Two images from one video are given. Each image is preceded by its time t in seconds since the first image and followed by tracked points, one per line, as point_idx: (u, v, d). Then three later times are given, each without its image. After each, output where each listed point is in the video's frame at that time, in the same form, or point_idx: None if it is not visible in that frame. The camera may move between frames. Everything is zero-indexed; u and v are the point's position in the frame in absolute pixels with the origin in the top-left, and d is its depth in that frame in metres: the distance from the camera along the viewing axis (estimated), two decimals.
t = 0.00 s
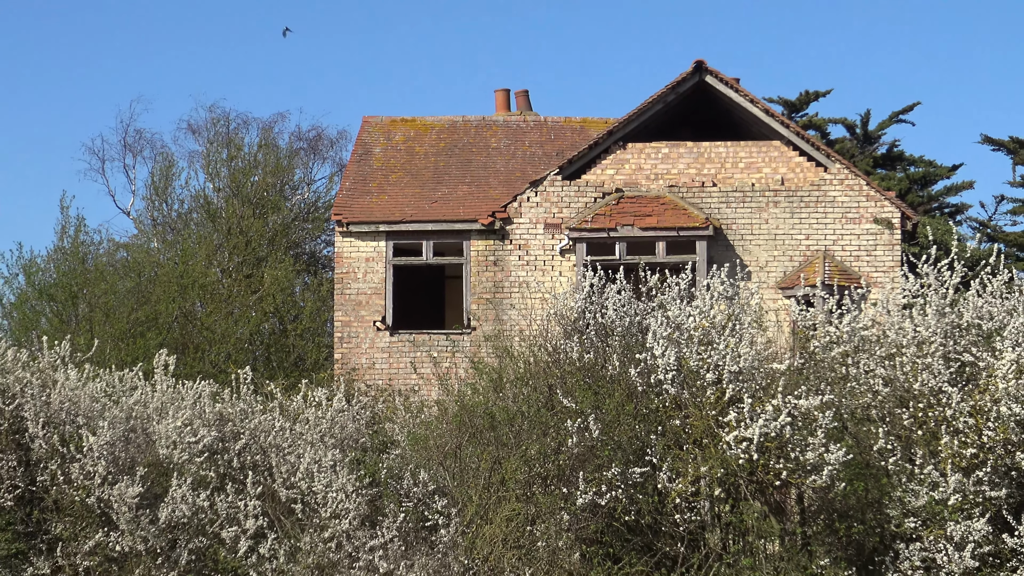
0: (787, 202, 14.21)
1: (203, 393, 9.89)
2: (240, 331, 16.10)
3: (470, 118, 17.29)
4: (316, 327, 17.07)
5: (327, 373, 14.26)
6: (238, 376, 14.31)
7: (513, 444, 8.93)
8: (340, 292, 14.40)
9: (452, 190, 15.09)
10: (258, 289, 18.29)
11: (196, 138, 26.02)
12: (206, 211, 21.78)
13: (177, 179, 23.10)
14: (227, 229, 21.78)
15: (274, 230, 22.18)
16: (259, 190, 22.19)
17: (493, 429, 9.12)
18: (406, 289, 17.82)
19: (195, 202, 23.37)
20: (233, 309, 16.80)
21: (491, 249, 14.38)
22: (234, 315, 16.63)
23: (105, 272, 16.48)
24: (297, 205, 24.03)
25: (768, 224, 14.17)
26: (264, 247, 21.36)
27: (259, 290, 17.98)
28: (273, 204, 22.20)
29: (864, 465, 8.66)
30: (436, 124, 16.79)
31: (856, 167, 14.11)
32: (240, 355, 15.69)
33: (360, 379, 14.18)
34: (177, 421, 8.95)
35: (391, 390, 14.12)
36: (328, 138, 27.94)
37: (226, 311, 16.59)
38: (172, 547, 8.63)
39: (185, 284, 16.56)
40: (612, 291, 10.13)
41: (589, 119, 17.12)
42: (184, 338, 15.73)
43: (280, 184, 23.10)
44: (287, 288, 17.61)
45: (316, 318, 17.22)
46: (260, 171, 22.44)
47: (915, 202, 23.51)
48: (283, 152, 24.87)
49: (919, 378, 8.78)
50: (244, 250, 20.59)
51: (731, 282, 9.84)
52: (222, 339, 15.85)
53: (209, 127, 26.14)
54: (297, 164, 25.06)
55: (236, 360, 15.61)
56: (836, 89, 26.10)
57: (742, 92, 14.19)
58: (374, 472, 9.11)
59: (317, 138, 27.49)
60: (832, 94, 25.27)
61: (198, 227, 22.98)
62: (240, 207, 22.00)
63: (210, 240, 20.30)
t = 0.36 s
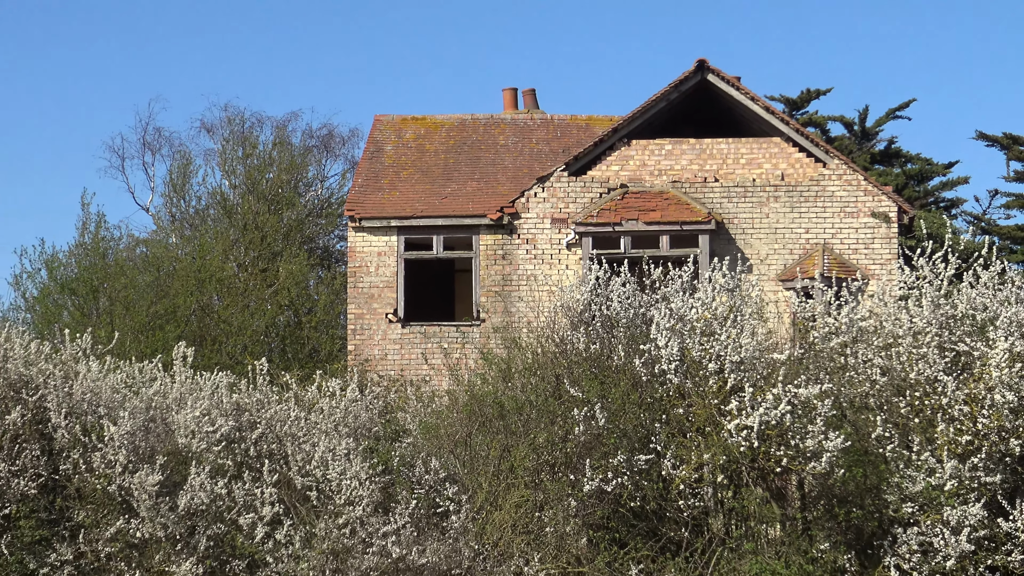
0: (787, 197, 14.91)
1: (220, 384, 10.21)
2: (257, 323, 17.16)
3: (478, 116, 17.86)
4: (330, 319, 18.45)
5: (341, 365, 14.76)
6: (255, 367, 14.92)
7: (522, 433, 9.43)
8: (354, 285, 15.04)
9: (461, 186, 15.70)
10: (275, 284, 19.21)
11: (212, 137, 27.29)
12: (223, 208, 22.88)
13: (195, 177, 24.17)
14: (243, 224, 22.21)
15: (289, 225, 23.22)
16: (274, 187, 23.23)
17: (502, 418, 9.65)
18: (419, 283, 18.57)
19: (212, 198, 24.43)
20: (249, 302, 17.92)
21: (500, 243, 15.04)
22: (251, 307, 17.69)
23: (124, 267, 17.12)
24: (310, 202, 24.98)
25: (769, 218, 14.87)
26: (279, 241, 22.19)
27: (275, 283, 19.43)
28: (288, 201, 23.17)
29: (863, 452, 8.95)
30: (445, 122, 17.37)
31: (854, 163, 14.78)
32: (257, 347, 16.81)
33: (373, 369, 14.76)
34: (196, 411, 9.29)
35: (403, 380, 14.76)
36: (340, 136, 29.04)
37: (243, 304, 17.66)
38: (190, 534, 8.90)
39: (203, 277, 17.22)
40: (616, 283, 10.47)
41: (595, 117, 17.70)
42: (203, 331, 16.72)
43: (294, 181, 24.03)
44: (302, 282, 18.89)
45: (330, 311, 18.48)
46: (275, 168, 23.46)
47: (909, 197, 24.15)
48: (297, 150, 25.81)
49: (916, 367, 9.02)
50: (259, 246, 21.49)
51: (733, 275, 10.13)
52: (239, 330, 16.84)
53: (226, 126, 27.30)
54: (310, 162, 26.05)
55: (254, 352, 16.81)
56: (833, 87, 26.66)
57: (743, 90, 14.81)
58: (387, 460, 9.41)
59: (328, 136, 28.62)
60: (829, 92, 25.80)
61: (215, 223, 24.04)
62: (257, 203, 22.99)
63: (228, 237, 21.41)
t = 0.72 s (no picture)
0: (789, 194, 15.42)
1: (240, 377, 10.52)
2: (276, 318, 18.43)
3: (490, 116, 18.78)
4: (346, 315, 19.14)
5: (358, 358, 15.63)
6: (276, 362, 15.75)
7: (532, 423, 9.84)
8: (369, 281, 15.92)
9: (473, 185, 16.57)
10: (291, 281, 20.29)
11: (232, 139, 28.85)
12: (243, 207, 24.44)
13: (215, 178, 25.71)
14: (261, 222, 24.20)
15: (306, 223, 24.83)
16: (292, 186, 24.86)
17: (513, 408, 10.11)
18: (432, 281, 19.75)
19: (232, 198, 25.95)
20: (268, 298, 19.19)
21: (511, 241, 15.78)
22: (269, 303, 18.97)
23: (147, 264, 18.72)
24: (327, 200, 26.43)
25: (771, 214, 15.39)
26: (297, 240, 24.34)
27: (293, 280, 20.63)
28: (305, 200, 24.87)
29: (864, 442, 9.25)
30: (458, 122, 18.28)
31: (854, 161, 15.28)
32: (274, 341, 17.96)
33: (389, 362, 15.61)
34: (216, 404, 9.54)
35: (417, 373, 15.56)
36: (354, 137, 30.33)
37: (262, 300, 18.93)
38: (211, 523, 9.16)
39: (222, 275, 18.83)
40: (624, 279, 10.75)
41: (602, 117, 18.60)
42: (222, 326, 17.92)
43: (310, 180, 25.49)
44: (319, 278, 19.91)
45: (346, 306, 19.20)
46: (292, 168, 24.97)
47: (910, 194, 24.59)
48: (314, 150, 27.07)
49: (915, 359, 9.30)
50: (279, 243, 23.61)
51: (737, 270, 10.46)
52: (258, 325, 18.06)
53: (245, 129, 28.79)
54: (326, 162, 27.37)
55: (271, 346, 17.86)
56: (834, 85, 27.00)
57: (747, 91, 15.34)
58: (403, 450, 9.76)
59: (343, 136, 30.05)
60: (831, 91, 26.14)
61: (235, 221, 25.53)
62: (275, 202, 24.58)
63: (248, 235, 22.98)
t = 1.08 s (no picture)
0: (786, 196, 15.89)
1: (254, 374, 10.92)
2: (288, 316, 18.91)
3: (496, 120, 19.20)
4: (356, 313, 19.71)
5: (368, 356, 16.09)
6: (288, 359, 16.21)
7: (538, 419, 10.06)
8: (379, 281, 16.35)
9: (479, 187, 17.00)
10: (302, 281, 20.96)
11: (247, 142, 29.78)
12: (256, 208, 25.32)
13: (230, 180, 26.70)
14: (273, 223, 24.81)
15: (318, 224, 25.49)
16: (304, 188, 25.64)
17: (519, 405, 10.29)
18: (441, 283, 20.13)
19: (247, 200, 26.89)
20: (280, 297, 19.54)
21: (517, 241, 16.25)
22: (282, 302, 19.35)
23: (163, 265, 19.59)
24: (338, 202, 27.16)
25: (769, 216, 15.86)
26: (308, 240, 24.83)
27: (305, 279, 20.98)
28: (316, 202, 25.54)
29: (859, 437, 9.43)
30: (465, 127, 18.73)
31: (849, 163, 15.74)
32: (287, 339, 18.56)
33: (398, 360, 16.04)
34: (230, 400, 9.93)
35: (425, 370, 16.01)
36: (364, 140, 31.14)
37: (275, 299, 19.25)
38: (226, 515, 9.44)
39: (236, 275, 19.41)
40: (626, 279, 11.10)
41: (605, 121, 18.98)
42: (236, 324, 18.62)
43: (322, 183, 26.33)
44: (331, 278, 20.18)
45: (356, 305, 19.86)
46: (304, 171, 25.87)
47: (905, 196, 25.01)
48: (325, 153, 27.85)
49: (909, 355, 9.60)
50: (290, 244, 24.01)
51: (735, 270, 10.79)
52: (271, 323, 18.64)
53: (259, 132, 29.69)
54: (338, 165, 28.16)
55: (284, 343, 18.47)
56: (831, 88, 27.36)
57: (744, 95, 15.82)
58: (412, 444, 10.09)
59: (354, 140, 30.86)
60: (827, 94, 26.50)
61: (249, 222, 26.37)
62: (287, 204, 25.41)
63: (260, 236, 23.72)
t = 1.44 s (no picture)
0: (782, 199, 16.20)
1: (265, 370, 11.24)
2: (298, 314, 19.32)
3: (500, 125, 19.62)
4: (364, 312, 20.32)
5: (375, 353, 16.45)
6: (297, 357, 16.56)
7: (541, 415, 10.34)
8: (386, 281, 16.69)
9: (484, 190, 17.37)
10: (312, 279, 21.72)
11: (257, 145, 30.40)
12: (267, 210, 25.90)
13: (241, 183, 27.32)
14: (284, 224, 25.51)
15: (326, 225, 26.10)
16: (314, 190, 26.30)
17: (522, 400, 10.58)
18: (447, 281, 20.43)
19: (257, 202, 27.51)
20: (290, 296, 19.98)
21: (520, 241, 16.60)
22: (292, 300, 19.78)
23: (177, 265, 20.24)
24: (346, 204, 27.77)
25: (765, 217, 16.18)
26: (318, 240, 25.54)
27: (314, 279, 21.53)
28: (325, 203, 26.22)
29: (852, 430, 9.83)
30: (469, 131, 19.14)
31: (844, 166, 16.07)
32: (296, 337, 18.98)
33: (404, 357, 16.39)
34: (242, 396, 10.17)
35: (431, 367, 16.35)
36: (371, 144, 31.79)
37: (284, 298, 19.70)
38: (237, 508, 9.72)
39: (247, 275, 19.79)
40: (625, 279, 11.43)
41: (606, 125, 19.41)
42: (247, 322, 19.03)
43: (331, 185, 26.95)
44: (339, 279, 20.99)
45: (364, 304, 20.51)
46: (313, 174, 26.47)
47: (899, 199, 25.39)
48: (333, 156, 28.47)
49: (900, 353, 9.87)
50: (301, 245, 24.92)
51: (732, 270, 11.09)
52: (281, 321, 19.06)
53: (269, 135, 30.32)
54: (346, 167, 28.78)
55: (293, 341, 18.92)
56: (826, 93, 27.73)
57: (741, 100, 16.15)
58: (418, 439, 10.41)
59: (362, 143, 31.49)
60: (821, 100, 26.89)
61: (259, 223, 26.98)
62: (297, 206, 26.06)
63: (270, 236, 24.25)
